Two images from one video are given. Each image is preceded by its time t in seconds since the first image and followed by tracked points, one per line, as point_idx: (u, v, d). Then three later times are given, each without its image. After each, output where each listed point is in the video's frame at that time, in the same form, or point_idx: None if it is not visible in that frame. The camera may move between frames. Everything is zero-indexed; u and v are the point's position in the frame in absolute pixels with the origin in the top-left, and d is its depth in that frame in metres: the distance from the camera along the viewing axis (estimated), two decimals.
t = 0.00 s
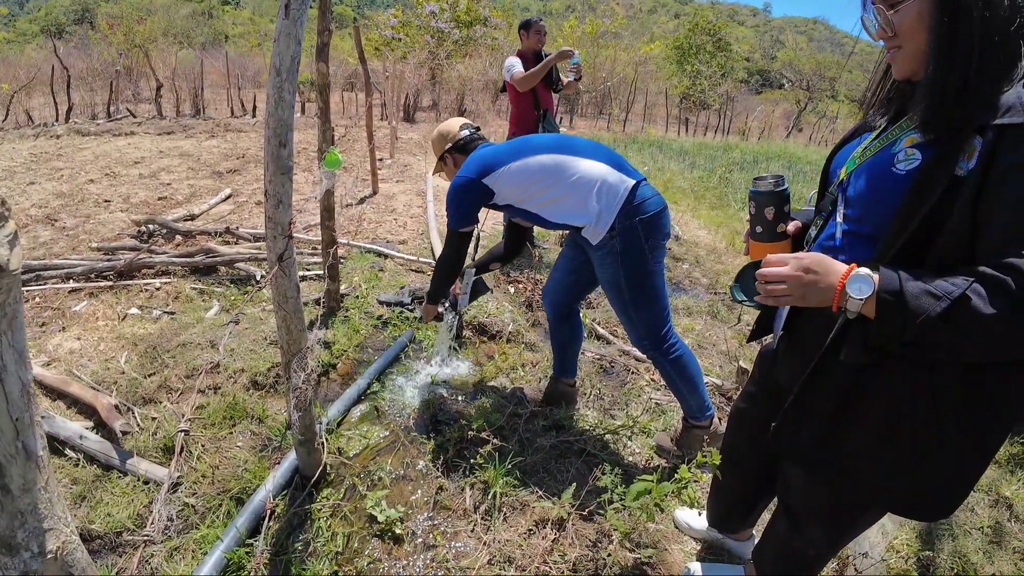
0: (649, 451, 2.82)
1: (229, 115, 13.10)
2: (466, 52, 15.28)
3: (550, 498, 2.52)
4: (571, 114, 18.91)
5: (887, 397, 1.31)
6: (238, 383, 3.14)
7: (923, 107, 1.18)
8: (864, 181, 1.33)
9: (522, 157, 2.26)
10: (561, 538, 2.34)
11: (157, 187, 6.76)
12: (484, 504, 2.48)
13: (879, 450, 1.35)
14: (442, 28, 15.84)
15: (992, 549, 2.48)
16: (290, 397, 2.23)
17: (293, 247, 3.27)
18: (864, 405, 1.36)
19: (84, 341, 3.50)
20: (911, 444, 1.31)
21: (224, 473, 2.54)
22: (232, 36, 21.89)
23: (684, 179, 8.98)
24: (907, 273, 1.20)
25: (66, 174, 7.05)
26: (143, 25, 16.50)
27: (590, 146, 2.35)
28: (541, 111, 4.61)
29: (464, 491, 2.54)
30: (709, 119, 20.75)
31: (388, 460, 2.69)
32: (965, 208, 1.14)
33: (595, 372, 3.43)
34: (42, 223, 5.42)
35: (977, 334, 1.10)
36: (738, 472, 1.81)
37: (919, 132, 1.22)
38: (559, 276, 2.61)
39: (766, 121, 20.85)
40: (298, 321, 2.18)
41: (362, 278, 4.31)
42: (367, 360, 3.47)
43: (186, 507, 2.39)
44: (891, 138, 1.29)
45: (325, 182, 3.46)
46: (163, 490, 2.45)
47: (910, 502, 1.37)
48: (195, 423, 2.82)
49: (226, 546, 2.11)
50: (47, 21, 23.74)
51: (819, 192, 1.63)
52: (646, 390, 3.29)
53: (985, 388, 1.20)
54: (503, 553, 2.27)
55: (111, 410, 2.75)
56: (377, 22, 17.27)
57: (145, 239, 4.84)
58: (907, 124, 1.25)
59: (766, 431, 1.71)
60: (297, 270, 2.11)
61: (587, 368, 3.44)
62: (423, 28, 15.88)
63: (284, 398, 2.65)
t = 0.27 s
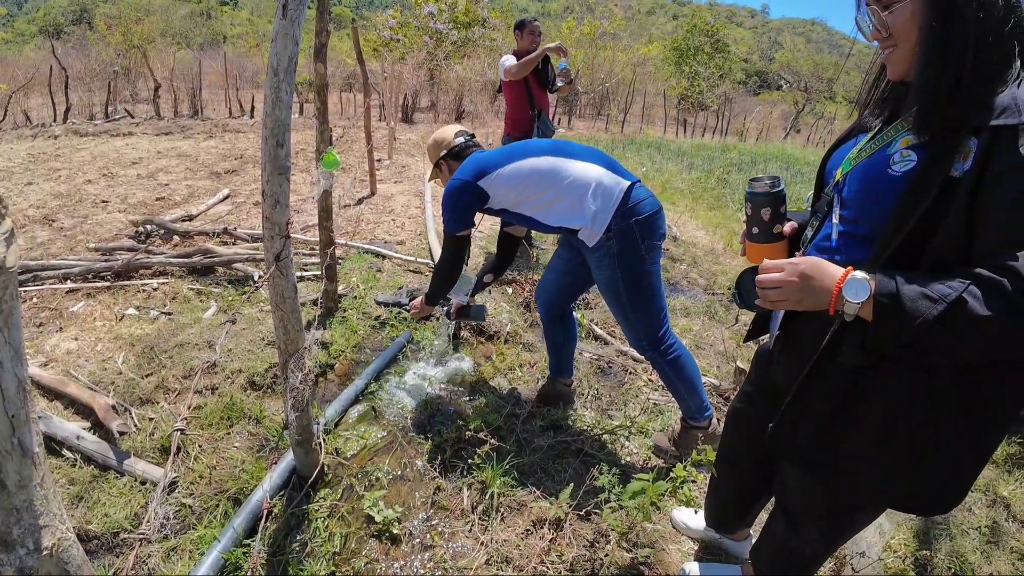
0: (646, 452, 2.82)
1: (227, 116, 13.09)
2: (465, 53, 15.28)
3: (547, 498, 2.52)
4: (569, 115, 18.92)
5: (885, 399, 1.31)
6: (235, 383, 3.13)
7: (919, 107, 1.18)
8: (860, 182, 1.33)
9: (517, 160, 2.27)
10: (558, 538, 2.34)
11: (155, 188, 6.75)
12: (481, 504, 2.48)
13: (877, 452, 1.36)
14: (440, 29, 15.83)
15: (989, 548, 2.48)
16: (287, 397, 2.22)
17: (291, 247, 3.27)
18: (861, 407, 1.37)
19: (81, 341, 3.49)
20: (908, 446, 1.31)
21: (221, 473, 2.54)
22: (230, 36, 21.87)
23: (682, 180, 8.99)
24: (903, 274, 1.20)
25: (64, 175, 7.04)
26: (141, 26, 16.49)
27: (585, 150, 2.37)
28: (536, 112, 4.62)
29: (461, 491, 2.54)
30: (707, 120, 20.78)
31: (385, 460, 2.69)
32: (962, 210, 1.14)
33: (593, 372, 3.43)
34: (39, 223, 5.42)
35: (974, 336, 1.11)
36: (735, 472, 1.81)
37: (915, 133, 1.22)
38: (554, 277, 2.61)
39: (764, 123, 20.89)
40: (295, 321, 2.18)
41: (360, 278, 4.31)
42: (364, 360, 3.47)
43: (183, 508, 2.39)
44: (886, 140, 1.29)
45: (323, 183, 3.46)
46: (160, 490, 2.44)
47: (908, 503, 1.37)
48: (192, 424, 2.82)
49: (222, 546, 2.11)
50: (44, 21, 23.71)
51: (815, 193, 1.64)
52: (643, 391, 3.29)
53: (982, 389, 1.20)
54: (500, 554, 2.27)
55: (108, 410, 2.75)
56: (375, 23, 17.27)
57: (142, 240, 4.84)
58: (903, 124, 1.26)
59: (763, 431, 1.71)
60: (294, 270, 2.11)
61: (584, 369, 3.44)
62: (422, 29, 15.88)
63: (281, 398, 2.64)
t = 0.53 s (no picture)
0: (644, 453, 2.82)
1: (225, 117, 13.07)
2: (463, 54, 15.29)
3: (545, 499, 2.52)
4: (567, 116, 18.94)
5: (885, 401, 1.32)
6: (232, 385, 3.13)
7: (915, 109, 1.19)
8: (857, 183, 1.34)
9: (512, 167, 2.29)
10: (556, 539, 2.34)
11: (152, 189, 6.74)
12: (479, 505, 2.48)
13: (877, 454, 1.36)
14: (438, 30, 15.86)
15: (986, 549, 2.49)
16: (285, 399, 2.22)
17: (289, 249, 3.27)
18: (861, 409, 1.37)
19: (78, 343, 3.48)
20: (908, 449, 1.31)
21: (219, 475, 2.53)
22: (227, 37, 21.86)
23: (679, 182, 9.00)
24: (902, 276, 1.20)
25: (61, 176, 7.02)
26: (138, 27, 16.46)
27: (579, 157, 2.38)
28: (531, 114, 4.61)
29: (459, 493, 2.54)
30: (704, 122, 20.82)
31: (383, 462, 2.69)
32: (959, 212, 1.14)
33: (590, 373, 3.43)
34: (36, 224, 5.40)
35: (973, 340, 1.11)
36: (735, 473, 1.82)
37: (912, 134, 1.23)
38: (551, 279, 2.61)
39: (761, 124, 20.93)
40: (293, 323, 2.18)
41: (358, 279, 4.31)
42: (362, 362, 3.46)
43: (180, 510, 2.38)
44: (883, 141, 1.30)
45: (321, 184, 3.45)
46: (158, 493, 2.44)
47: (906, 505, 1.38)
48: (189, 425, 2.81)
49: (220, 549, 2.11)
50: (41, 22, 23.67)
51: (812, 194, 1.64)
52: (641, 392, 3.30)
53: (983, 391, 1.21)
54: (498, 555, 2.27)
55: (105, 412, 2.74)
56: (373, 25, 17.27)
57: (139, 241, 4.83)
58: (899, 126, 1.26)
59: (761, 433, 1.72)
60: (292, 272, 2.11)
61: (582, 370, 3.44)
62: (419, 31, 15.89)
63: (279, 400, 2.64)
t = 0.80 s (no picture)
0: (641, 454, 2.82)
1: (222, 117, 13.04)
2: (461, 56, 15.30)
3: (542, 501, 2.51)
4: (564, 118, 18.95)
5: (888, 403, 1.31)
6: (228, 386, 3.12)
7: (916, 108, 1.18)
8: (857, 183, 1.33)
9: (508, 170, 2.28)
10: (552, 540, 2.33)
11: (149, 190, 6.72)
12: (476, 507, 2.47)
13: (879, 456, 1.36)
14: (436, 32, 15.86)
15: (984, 550, 2.49)
16: (280, 400, 2.21)
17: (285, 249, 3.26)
18: (863, 411, 1.36)
19: (72, 344, 3.46)
20: (911, 450, 1.31)
21: (214, 476, 2.52)
22: (225, 38, 21.83)
23: (677, 184, 9.01)
24: (905, 277, 1.20)
25: (57, 176, 6.99)
26: (135, 27, 16.42)
27: (574, 160, 2.38)
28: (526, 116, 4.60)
29: (455, 495, 2.53)
30: (701, 124, 20.85)
31: (379, 463, 2.68)
32: (962, 212, 1.14)
33: (588, 375, 3.43)
34: (31, 225, 5.38)
35: (980, 341, 1.12)
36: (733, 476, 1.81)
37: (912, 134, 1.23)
38: (548, 281, 2.59)
39: (758, 126, 20.97)
40: (288, 323, 2.16)
41: (354, 281, 4.30)
42: (358, 363, 3.45)
43: (175, 511, 2.37)
44: (883, 141, 1.30)
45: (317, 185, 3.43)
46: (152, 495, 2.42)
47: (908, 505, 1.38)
48: (185, 427, 2.80)
49: (214, 550, 2.09)
50: (39, 22, 23.62)
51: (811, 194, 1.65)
52: (638, 393, 3.29)
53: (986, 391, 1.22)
54: (495, 557, 2.26)
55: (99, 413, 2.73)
56: (371, 26, 17.27)
57: (135, 241, 4.81)
58: (899, 125, 1.26)
59: (759, 434, 1.71)
60: (287, 272, 2.10)
61: (579, 371, 3.44)
62: (417, 32, 15.89)
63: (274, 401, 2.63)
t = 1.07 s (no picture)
0: (638, 456, 2.82)
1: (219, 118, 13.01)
2: (458, 57, 15.31)
3: (540, 503, 2.51)
4: (561, 119, 18.96)
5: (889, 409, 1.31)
6: (224, 388, 3.10)
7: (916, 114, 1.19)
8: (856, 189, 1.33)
9: (507, 172, 2.28)
10: (550, 543, 2.32)
11: (145, 190, 6.70)
12: (473, 509, 2.47)
13: (880, 462, 1.36)
14: (433, 33, 15.87)
15: (981, 551, 2.50)
16: (277, 402, 2.19)
17: (281, 250, 3.25)
18: (864, 417, 1.36)
19: (68, 345, 3.45)
20: (912, 456, 1.32)
21: (210, 479, 2.51)
22: (221, 39, 21.80)
23: (674, 186, 9.02)
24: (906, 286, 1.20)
25: (53, 177, 6.96)
26: (132, 28, 16.39)
27: (572, 162, 2.39)
28: (522, 119, 4.60)
29: (453, 497, 2.52)
30: (698, 126, 20.90)
31: (376, 466, 2.67)
32: (964, 220, 1.16)
33: (585, 377, 3.42)
34: (27, 226, 5.36)
35: (982, 349, 1.13)
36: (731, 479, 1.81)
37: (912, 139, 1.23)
38: (546, 284, 2.59)
39: (754, 129, 21.03)
40: (285, 326, 2.16)
41: (351, 282, 4.29)
42: (355, 365, 3.45)
43: (171, 514, 2.35)
44: (882, 146, 1.30)
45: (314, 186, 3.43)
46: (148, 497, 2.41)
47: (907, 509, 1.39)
48: (181, 429, 2.79)
49: (210, 554, 2.08)
50: (35, 22, 23.56)
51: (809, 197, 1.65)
52: (636, 395, 3.29)
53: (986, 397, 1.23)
54: (493, 559, 2.25)
55: (95, 416, 2.72)
56: (368, 27, 17.27)
57: (131, 243, 4.79)
58: (898, 130, 1.26)
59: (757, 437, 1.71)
60: (284, 274, 2.09)
61: (577, 373, 3.44)
62: (415, 34, 15.90)
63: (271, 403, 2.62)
